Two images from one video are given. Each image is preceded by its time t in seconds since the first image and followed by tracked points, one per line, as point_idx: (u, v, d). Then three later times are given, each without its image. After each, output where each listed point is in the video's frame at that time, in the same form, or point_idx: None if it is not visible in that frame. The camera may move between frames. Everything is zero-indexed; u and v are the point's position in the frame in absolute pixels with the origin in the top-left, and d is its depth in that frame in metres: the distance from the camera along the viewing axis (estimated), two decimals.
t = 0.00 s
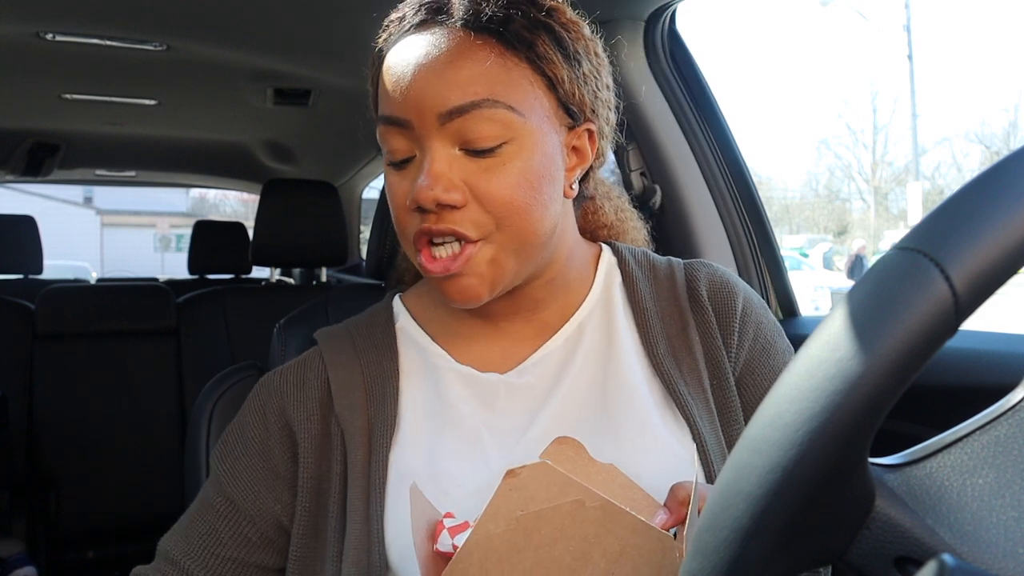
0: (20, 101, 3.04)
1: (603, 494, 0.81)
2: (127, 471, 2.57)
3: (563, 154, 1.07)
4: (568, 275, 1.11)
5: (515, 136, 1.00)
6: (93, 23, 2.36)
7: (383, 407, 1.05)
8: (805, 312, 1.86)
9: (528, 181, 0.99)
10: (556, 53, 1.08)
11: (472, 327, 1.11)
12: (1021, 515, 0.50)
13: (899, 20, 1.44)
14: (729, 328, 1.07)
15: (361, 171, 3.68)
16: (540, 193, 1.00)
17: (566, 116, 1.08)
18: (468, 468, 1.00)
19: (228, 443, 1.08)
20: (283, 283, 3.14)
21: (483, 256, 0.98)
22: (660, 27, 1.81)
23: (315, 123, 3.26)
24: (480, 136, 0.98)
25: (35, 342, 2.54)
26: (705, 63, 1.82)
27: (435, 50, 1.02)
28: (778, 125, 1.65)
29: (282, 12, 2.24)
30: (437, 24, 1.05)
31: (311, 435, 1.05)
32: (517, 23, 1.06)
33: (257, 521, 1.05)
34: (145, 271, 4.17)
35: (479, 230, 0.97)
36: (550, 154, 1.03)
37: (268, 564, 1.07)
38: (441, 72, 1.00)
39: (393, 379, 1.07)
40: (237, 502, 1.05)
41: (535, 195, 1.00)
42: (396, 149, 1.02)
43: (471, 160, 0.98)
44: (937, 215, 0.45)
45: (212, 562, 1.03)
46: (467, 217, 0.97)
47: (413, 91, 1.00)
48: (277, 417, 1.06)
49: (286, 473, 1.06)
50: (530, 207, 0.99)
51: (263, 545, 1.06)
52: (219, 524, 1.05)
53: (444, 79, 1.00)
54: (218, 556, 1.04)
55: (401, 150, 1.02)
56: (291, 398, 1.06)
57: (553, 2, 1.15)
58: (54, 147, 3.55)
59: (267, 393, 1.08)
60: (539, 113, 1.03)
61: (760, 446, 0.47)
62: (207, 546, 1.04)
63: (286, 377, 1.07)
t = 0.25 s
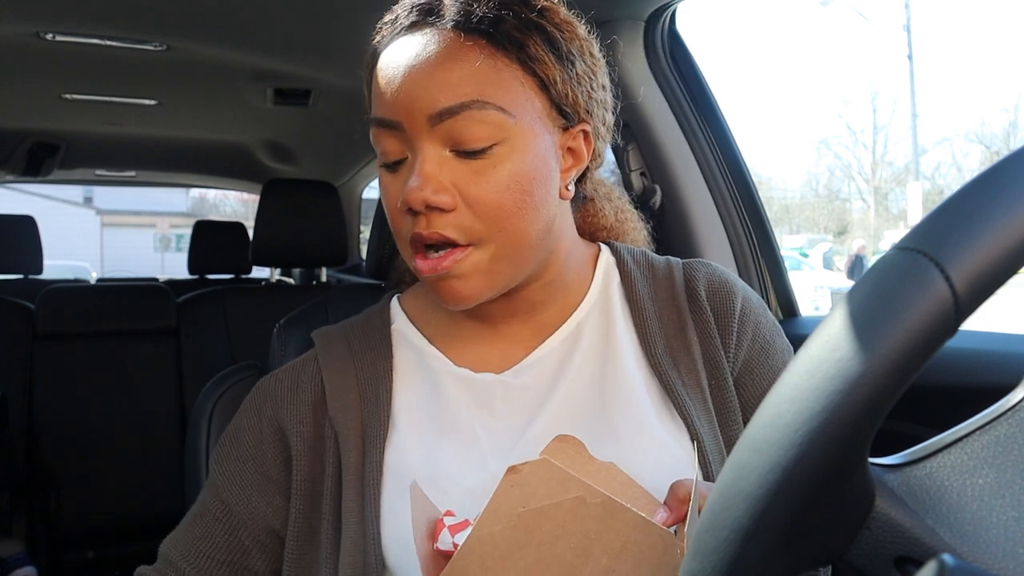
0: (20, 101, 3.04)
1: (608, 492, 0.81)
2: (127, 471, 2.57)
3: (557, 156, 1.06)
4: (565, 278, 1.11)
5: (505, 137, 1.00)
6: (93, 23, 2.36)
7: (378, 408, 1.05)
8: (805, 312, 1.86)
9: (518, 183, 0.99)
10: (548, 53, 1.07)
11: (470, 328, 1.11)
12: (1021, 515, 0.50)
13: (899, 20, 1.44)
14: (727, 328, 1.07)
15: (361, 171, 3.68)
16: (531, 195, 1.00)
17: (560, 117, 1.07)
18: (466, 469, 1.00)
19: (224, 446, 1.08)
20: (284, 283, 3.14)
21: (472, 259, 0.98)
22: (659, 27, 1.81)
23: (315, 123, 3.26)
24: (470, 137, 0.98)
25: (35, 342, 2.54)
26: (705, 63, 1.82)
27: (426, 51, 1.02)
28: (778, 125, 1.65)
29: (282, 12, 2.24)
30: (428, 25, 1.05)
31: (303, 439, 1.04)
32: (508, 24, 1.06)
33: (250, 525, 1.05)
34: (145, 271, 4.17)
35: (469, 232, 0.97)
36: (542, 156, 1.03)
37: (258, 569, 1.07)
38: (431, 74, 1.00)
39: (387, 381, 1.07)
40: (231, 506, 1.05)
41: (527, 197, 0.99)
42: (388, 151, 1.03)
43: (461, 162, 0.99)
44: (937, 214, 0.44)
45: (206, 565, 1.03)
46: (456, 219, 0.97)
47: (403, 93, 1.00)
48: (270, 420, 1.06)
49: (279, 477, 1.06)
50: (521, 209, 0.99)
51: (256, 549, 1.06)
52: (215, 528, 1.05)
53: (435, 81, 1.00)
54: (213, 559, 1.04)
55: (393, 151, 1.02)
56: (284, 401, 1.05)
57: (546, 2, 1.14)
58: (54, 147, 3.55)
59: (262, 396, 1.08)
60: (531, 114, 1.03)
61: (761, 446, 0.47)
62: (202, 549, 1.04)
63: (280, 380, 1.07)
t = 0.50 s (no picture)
0: (20, 101, 3.04)
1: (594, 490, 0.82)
2: (127, 471, 2.57)
3: (550, 148, 1.06)
4: (560, 272, 1.11)
5: (499, 127, 1.00)
6: (93, 23, 2.36)
7: (374, 409, 1.04)
8: (805, 313, 1.86)
9: (513, 172, 0.99)
10: (539, 48, 1.07)
11: (466, 327, 1.11)
12: (1021, 515, 0.50)
13: (899, 20, 1.44)
14: (724, 327, 1.07)
15: (361, 171, 3.68)
16: (525, 184, 1.00)
17: (552, 111, 1.07)
18: (462, 469, 0.99)
19: (228, 455, 1.09)
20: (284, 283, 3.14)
21: (469, 247, 0.98)
22: (659, 27, 1.81)
23: (315, 123, 3.26)
24: (464, 126, 0.99)
25: (35, 342, 2.54)
26: (705, 63, 1.82)
27: (418, 46, 1.03)
28: (778, 125, 1.65)
29: (282, 12, 2.24)
30: (420, 24, 1.05)
31: (305, 443, 1.05)
32: (499, 21, 1.06)
33: (257, 531, 1.05)
34: (145, 271, 4.17)
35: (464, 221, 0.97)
36: (535, 146, 1.03)
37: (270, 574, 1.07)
38: (424, 66, 1.01)
39: (384, 384, 1.07)
40: (238, 513, 1.05)
41: (522, 185, 1.00)
42: (383, 145, 1.03)
43: (455, 152, 0.99)
44: (938, 214, 0.44)
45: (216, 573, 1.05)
46: (452, 208, 0.97)
47: (396, 87, 1.01)
48: (270, 427, 1.06)
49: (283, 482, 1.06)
50: (516, 199, 0.99)
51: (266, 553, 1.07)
52: (223, 536, 1.06)
53: (428, 72, 1.00)
54: (221, 567, 1.05)
55: (388, 144, 1.03)
56: (284, 406, 1.05)
57: None
58: (54, 147, 3.55)
59: (262, 402, 1.08)
60: (523, 106, 1.03)
61: (761, 446, 0.47)
62: (212, 559, 1.05)
63: (279, 386, 1.07)
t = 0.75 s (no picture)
0: (20, 101, 3.04)
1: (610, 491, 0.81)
2: (127, 471, 2.57)
3: (554, 148, 1.07)
4: (564, 272, 1.11)
5: (504, 127, 1.00)
6: (93, 23, 2.36)
7: (379, 407, 1.05)
8: (805, 313, 1.87)
9: (519, 173, 0.99)
10: (544, 47, 1.08)
11: (470, 327, 1.11)
12: (1021, 515, 0.50)
13: (899, 20, 1.44)
14: (726, 327, 1.07)
15: (361, 171, 3.68)
16: (531, 185, 1.00)
17: (556, 110, 1.08)
18: (466, 468, 0.99)
19: (224, 442, 1.08)
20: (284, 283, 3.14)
21: (474, 248, 0.98)
22: (659, 27, 1.81)
23: (315, 123, 3.26)
24: (469, 127, 0.99)
25: (35, 342, 2.54)
26: (705, 63, 1.82)
27: (423, 46, 1.03)
28: (778, 125, 1.65)
29: (282, 12, 2.24)
30: (425, 22, 1.06)
31: (305, 436, 1.04)
32: (504, 19, 1.06)
33: (253, 520, 1.04)
34: (145, 271, 4.17)
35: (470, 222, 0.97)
36: (540, 146, 1.03)
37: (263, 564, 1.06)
38: (429, 67, 1.01)
39: (389, 381, 1.07)
40: (233, 501, 1.04)
41: (527, 186, 1.00)
42: (387, 146, 1.03)
43: (460, 152, 0.99)
44: (937, 214, 0.44)
45: (207, 561, 1.03)
46: (457, 208, 0.97)
47: (401, 87, 1.01)
48: (271, 417, 1.05)
49: (280, 473, 1.05)
50: (521, 199, 0.99)
51: (260, 544, 1.06)
52: (216, 523, 1.04)
53: (433, 73, 1.00)
54: (214, 555, 1.03)
55: (393, 145, 1.02)
56: (286, 398, 1.05)
57: None
58: (54, 147, 3.55)
59: (263, 392, 1.07)
60: (528, 105, 1.03)
61: (761, 446, 0.47)
62: (203, 545, 1.03)
63: (281, 377, 1.07)
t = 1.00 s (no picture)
0: (20, 101, 3.04)
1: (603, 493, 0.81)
2: (127, 472, 2.57)
3: (560, 150, 1.07)
4: (566, 275, 1.11)
5: (512, 129, 1.00)
6: (93, 23, 2.36)
7: (383, 408, 1.05)
8: (805, 313, 1.87)
9: (526, 174, 0.99)
10: (552, 48, 1.08)
11: (471, 327, 1.11)
12: (1021, 515, 0.50)
13: (899, 20, 1.44)
14: (727, 328, 1.08)
15: (361, 171, 3.68)
16: (537, 187, 1.00)
17: (563, 112, 1.08)
18: (468, 468, 1.00)
19: (225, 438, 1.07)
20: (284, 283, 3.14)
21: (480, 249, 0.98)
22: (659, 27, 1.80)
23: (315, 123, 3.26)
24: (478, 128, 0.99)
25: (35, 342, 2.54)
26: (705, 63, 1.82)
27: (432, 45, 1.02)
28: (778, 125, 1.65)
29: (282, 12, 2.24)
30: (434, 20, 1.05)
31: (308, 436, 1.04)
32: (513, 20, 1.06)
33: (253, 517, 1.04)
34: (145, 271, 4.17)
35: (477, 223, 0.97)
36: (547, 148, 1.03)
37: (259, 562, 1.06)
38: (437, 67, 1.01)
39: (393, 382, 1.07)
40: (234, 497, 1.04)
41: (534, 189, 1.00)
42: (393, 144, 1.03)
43: (468, 153, 0.99)
44: (937, 214, 0.44)
45: (205, 558, 1.02)
46: (465, 209, 0.97)
47: (409, 86, 1.01)
48: (274, 414, 1.06)
49: (282, 471, 1.05)
50: (528, 201, 0.99)
51: (259, 542, 1.05)
52: (215, 518, 1.04)
53: (441, 73, 1.00)
54: (213, 551, 1.03)
55: (398, 144, 1.02)
56: (291, 396, 1.05)
57: None
58: (54, 147, 3.55)
59: (267, 390, 1.08)
60: (535, 107, 1.03)
61: (760, 446, 0.47)
62: (201, 540, 1.02)
63: (285, 375, 1.07)
